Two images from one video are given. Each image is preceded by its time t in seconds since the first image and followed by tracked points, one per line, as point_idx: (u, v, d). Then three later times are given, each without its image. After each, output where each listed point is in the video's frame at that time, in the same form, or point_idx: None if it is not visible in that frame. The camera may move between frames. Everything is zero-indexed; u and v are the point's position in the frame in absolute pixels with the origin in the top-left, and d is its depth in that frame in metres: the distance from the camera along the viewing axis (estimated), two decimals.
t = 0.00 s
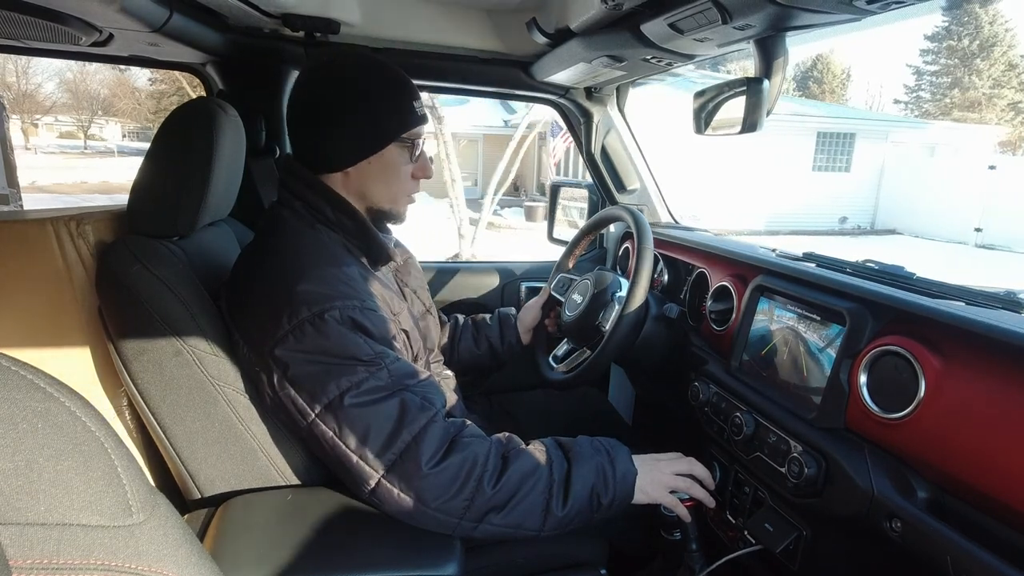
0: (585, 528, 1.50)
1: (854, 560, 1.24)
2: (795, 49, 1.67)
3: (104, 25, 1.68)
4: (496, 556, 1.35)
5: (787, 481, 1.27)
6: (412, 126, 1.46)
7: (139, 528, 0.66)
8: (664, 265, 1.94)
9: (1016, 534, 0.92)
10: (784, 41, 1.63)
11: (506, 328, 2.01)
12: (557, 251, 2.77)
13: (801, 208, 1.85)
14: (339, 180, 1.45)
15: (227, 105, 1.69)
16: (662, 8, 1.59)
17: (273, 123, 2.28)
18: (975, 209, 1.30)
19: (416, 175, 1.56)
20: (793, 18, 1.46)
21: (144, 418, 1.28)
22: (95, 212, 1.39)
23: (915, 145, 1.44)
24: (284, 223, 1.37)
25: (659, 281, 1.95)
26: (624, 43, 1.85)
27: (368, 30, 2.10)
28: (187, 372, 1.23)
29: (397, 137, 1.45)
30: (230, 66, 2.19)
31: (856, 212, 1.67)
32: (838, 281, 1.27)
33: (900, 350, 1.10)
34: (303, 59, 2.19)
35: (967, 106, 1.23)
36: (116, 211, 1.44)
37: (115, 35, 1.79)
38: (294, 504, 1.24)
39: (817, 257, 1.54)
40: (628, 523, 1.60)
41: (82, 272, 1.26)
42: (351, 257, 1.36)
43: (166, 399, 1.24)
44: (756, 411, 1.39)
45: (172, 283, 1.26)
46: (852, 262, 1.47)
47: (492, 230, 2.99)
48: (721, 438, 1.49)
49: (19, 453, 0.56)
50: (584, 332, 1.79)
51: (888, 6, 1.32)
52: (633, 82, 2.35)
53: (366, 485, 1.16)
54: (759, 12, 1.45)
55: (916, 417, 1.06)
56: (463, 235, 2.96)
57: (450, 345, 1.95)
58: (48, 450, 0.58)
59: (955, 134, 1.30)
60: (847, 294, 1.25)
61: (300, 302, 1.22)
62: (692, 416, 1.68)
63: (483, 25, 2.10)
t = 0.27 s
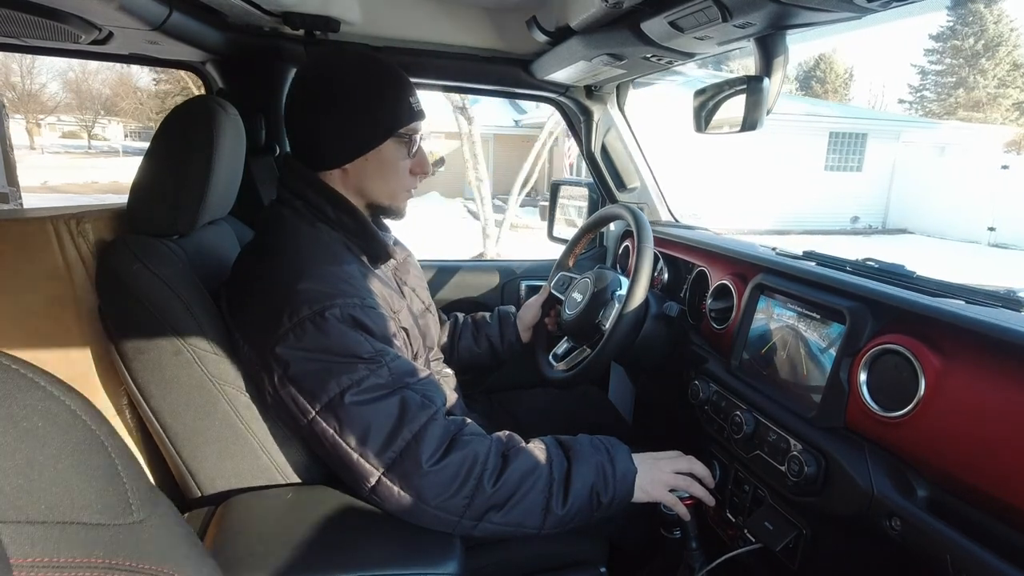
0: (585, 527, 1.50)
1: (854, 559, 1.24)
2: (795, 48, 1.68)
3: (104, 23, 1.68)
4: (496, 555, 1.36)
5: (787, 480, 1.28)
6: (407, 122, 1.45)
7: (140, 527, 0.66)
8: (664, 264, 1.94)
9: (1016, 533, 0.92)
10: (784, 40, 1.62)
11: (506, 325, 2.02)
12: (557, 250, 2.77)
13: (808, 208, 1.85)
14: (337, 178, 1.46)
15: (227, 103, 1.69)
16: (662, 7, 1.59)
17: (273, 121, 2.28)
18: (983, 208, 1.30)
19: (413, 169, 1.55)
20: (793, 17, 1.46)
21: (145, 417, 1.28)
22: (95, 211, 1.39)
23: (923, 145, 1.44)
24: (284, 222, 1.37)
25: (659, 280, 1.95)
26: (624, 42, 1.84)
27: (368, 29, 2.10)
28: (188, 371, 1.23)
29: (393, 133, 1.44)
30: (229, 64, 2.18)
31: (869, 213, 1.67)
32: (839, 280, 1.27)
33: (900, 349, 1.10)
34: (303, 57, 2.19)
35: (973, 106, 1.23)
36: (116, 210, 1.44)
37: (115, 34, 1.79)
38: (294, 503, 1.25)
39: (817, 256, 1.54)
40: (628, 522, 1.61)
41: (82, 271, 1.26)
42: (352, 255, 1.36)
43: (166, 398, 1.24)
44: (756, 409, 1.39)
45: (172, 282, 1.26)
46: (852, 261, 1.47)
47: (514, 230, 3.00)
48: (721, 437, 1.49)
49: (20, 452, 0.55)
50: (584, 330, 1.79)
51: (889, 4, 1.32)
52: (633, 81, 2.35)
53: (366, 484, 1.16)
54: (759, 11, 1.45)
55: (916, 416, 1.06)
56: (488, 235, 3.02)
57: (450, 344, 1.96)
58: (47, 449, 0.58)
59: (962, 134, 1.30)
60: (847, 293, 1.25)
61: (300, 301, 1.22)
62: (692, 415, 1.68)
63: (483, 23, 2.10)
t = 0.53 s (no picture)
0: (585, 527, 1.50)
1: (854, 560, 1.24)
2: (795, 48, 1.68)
3: (105, 24, 1.68)
4: (496, 555, 1.36)
5: (787, 480, 1.28)
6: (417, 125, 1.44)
7: (141, 527, 0.66)
8: (664, 264, 1.94)
9: (1017, 534, 0.92)
10: (784, 40, 1.63)
11: (506, 327, 2.01)
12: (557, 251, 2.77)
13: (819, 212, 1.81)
14: (342, 179, 1.45)
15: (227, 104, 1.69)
16: (662, 7, 1.59)
17: (273, 122, 2.28)
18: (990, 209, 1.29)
19: (421, 177, 1.52)
20: (793, 17, 1.46)
21: (145, 417, 1.28)
22: (96, 211, 1.39)
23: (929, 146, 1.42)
24: (284, 222, 1.37)
25: (660, 280, 1.95)
26: (625, 42, 1.84)
27: (369, 29, 2.10)
28: (188, 370, 1.24)
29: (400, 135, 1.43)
30: (230, 65, 2.19)
31: (882, 212, 1.62)
32: (839, 281, 1.27)
33: (901, 349, 1.10)
34: (303, 57, 2.19)
35: (977, 106, 1.22)
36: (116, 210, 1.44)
37: (116, 34, 1.79)
38: (295, 503, 1.24)
39: (818, 256, 1.54)
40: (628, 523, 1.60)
41: (83, 271, 1.26)
42: (353, 256, 1.36)
43: (166, 398, 1.24)
44: (756, 410, 1.39)
45: (174, 283, 1.26)
46: (853, 261, 1.47)
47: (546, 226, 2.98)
48: (722, 437, 1.49)
49: (19, 452, 0.55)
50: (584, 331, 1.79)
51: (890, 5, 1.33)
52: (633, 82, 2.35)
53: (367, 484, 1.16)
54: (759, 11, 1.45)
55: (916, 417, 1.06)
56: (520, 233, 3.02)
57: (450, 347, 1.95)
58: (47, 449, 0.58)
59: (969, 134, 1.29)
60: (848, 294, 1.24)
61: (300, 302, 1.22)
62: (692, 415, 1.68)
63: (483, 24, 2.10)
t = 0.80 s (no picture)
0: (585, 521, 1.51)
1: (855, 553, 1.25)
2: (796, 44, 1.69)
3: (103, 21, 1.68)
4: (497, 551, 1.36)
5: (787, 476, 1.28)
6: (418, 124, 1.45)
7: (142, 525, 0.65)
8: (664, 260, 1.94)
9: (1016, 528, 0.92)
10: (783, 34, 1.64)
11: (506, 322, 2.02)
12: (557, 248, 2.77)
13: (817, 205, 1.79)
14: (350, 179, 1.45)
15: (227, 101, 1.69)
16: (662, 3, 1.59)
17: (272, 119, 2.27)
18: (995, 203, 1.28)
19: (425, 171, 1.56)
20: (793, 13, 1.46)
21: (145, 414, 1.28)
22: (95, 208, 1.39)
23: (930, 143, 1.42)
24: (284, 220, 1.37)
25: (660, 276, 1.95)
26: (625, 38, 1.84)
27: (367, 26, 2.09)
28: (189, 366, 1.23)
29: (405, 135, 1.43)
30: (229, 62, 2.19)
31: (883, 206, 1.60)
32: (840, 276, 1.27)
33: (901, 344, 1.10)
34: (303, 54, 2.18)
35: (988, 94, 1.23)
36: (115, 208, 1.44)
37: (114, 31, 1.79)
38: (296, 500, 1.25)
39: (818, 251, 1.54)
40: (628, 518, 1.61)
41: (82, 268, 1.25)
42: (352, 253, 1.36)
43: (167, 395, 1.24)
44: (756, 406, 1.39)
45: (173, 281, 1.26)
46: (852, 257, 1.47)
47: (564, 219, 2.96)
48: (722, 433, 1.49)
49: (21, 451, 0.55)
50: (585, 326, 1.79)
51: None
52: (632, 78, 2.35)
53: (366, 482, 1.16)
54: (759, 7, 1.44)
55: (916, 411, 1.06)
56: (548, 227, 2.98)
57: (448, 346, 1.95)
58: (48, 446, 0.57)
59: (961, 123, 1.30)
60: (848, 290, 1.25)
61: (296, 298, 1.22)
62: (692, 411, 1.68)
63: (482, 19, 2.09)
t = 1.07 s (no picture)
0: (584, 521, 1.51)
1: (855, 554, 1.25)
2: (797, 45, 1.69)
3: (104, 21, 1.68)
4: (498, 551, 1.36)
5: (787, 476, 1.28)
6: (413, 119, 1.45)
7: (140, 525, 0.65)
8: (664, 261, 1.94)
9: (1016, 529, 0.92)
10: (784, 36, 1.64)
11: (506, 322, 2.02)
12: (558, 248, 2.76)
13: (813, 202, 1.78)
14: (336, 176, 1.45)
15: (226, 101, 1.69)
16: (663, 3, 1.59)
17: (272, 119, 2.27)
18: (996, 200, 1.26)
19: (418, 167, 1.53)
20: (794, 13, 1.46)
21: (145, 414, 1.28)
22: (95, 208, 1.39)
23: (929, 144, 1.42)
24: (284, 220, 1.37)
25: (660, 277, 1.95)
26: (626, 38, 1.84)
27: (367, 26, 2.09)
28: (190, 366, 1.23)
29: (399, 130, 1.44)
30: (230, 62, 2.19)
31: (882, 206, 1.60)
32: (840, 277, 1.27)
33: (901, 345, 1.10)
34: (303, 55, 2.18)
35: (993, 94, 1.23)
36: (115, 208, 1.44)
37: (115, 32, 1.79)
38: (296, 499, 1.25)
39: (818, 252, 1.54)
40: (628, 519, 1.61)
41: (82, 267, 1.25)
42: (351, 253, 1.37)
43: (167, 395, 1.24)
44: (757, 406, 1.39)
45: (173, 281, 1.26)
46: (852, 257, 1.47)
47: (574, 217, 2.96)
48: (722, 434, 1.49)
49: (20, 450, 0.55)
50: (585, 327, 1.79)
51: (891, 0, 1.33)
52: (632, 78, 2.36)
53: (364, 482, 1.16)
54: (759, 7, 1.44)
55: (916, 412, 1.06)
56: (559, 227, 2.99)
57: (448, 347, 1.96)
58: (48, 446, 0.57)
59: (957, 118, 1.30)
60: (848, 290, 1.25)
61: (292, 298, 1.21)
62: (691, 412, 1.68)
63: (482, 19, 2.10)
